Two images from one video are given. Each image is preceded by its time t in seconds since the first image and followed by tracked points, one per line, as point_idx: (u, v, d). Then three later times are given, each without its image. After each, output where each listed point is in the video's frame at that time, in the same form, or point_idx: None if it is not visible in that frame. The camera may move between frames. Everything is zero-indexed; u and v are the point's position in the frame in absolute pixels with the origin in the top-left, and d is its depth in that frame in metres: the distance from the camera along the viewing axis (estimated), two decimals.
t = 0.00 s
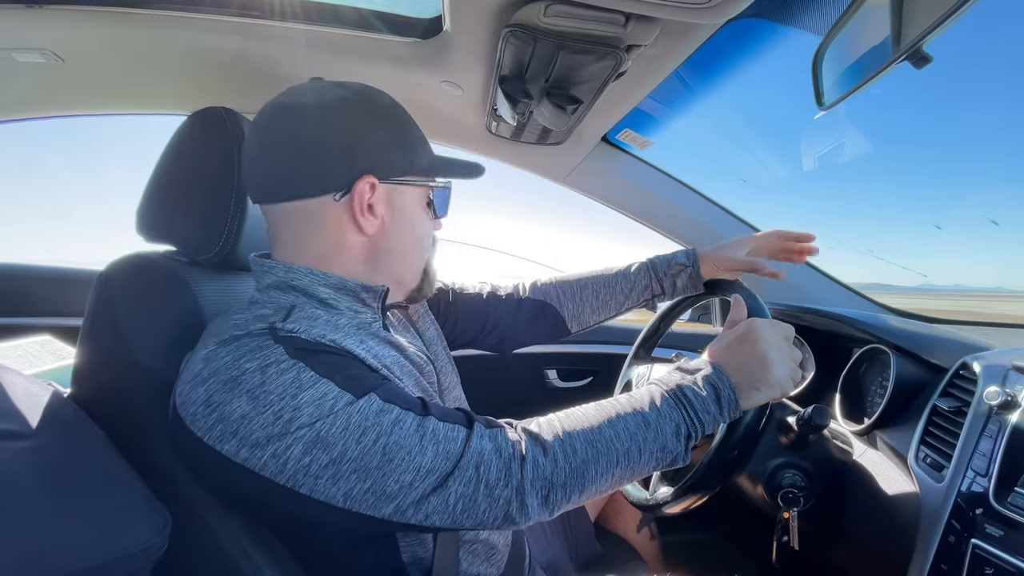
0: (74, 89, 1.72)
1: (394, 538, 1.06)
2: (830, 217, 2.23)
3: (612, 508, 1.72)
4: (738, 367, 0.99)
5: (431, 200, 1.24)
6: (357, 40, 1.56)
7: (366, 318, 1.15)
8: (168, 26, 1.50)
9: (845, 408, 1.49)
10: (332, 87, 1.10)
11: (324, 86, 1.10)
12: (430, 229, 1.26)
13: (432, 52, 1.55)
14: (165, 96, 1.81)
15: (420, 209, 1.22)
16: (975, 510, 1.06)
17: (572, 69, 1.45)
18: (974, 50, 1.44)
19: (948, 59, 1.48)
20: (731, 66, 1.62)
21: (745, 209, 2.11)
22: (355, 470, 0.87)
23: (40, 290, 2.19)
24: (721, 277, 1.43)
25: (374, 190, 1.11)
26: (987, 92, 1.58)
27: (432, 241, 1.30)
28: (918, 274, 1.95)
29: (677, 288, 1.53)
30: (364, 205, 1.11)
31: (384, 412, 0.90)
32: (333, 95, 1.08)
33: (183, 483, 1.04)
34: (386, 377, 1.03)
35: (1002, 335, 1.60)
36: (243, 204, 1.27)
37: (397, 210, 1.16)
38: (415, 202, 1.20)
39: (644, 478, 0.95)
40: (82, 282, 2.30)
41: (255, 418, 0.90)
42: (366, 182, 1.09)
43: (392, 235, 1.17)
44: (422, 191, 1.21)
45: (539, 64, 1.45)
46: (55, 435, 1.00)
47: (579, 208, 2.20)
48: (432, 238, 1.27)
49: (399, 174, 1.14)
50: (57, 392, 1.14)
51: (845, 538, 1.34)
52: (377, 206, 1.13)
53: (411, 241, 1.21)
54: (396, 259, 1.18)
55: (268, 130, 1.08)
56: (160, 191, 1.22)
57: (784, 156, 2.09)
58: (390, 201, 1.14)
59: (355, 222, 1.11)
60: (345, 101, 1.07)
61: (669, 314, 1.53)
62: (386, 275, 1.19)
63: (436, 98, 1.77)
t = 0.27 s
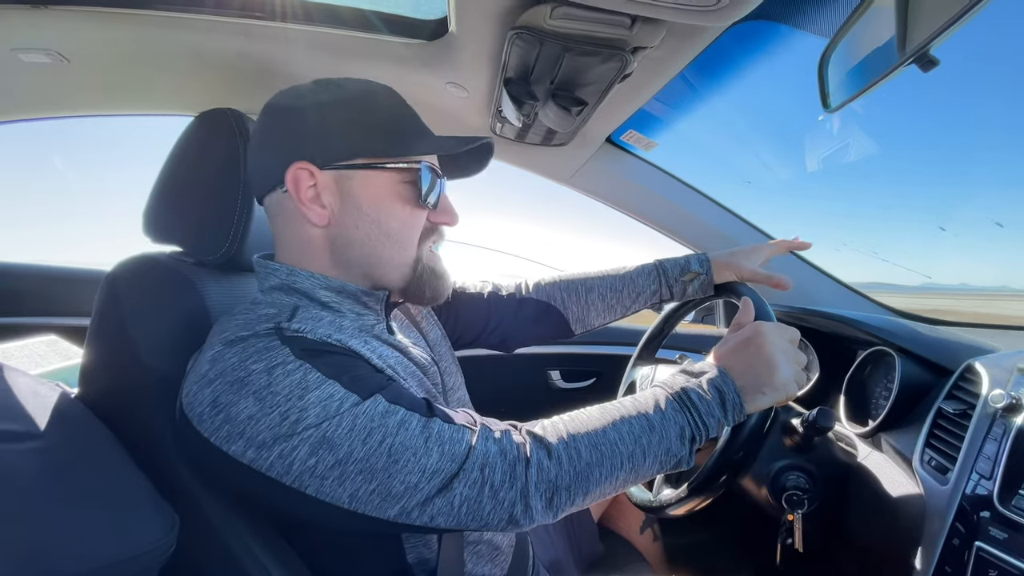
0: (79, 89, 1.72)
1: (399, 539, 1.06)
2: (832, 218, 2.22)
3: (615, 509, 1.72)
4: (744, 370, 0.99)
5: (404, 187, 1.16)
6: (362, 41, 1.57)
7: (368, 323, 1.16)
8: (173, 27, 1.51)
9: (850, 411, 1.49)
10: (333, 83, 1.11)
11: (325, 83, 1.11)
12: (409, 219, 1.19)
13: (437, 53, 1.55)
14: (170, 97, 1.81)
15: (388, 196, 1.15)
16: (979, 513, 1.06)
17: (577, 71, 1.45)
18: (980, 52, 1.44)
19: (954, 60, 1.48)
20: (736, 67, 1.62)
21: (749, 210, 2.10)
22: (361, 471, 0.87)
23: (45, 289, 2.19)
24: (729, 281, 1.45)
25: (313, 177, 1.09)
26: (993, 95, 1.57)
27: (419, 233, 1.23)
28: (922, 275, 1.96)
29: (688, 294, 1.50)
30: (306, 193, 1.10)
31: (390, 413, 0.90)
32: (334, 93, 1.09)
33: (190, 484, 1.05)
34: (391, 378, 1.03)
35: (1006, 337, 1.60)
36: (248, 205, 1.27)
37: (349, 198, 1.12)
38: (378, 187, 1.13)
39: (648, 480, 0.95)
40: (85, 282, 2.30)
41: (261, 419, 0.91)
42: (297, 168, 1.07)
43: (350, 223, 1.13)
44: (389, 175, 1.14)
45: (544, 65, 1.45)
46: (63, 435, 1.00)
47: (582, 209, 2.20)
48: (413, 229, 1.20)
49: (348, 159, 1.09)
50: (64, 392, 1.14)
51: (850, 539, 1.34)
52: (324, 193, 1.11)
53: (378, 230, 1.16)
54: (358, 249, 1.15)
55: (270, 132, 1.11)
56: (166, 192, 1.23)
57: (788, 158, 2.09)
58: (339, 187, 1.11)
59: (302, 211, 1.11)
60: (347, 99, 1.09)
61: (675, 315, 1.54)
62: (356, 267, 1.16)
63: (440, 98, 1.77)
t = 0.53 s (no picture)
0: (79, 91, 1.73)
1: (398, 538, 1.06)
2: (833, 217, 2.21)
3: (616, 509, 1.72)
4: (745, 367, 0.99)
5: (397, 189, 1.16)
6: (361, 40, 1.57)
7: (367, 322, 1.15)
8: (173, 27, 1.51)
9: (851, 409, 1.48)
10: (332, 83, 1.11)
11: (325, 82, 1.11)
12: (402, 220, 1.18)
13: (435, 52, 1.55)
14: (170, 98, 1.81)
15: (380, 199, 1.14)
16: (982, 510, 1.06)
17: (576, 69, 1.45)
18: (982, 48, 1.43)
19: (955, 56, 1.47)
20: (736, 64, 1.62)
21: (749, 208, 2.10)
22: (360, 470, 0.87)
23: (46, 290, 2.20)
24: (728, 278, 1.45)
25: (303, 181, 1.09)
26: (994, 91, 1.57)
27: (414, 234, 1.22)
28: (924, 273, 1.96)
29: (687, 292, 1.50)
30: (297, 197, 1.10)
31: (389, 412, 0.90)
32: (334, 93, 1.09)
33: (188, 482, 1.05)
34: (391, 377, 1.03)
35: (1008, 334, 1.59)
36: (247, 203, 1.28)
37: (340, 202, 1.12)
38: (369, 190, 1.13)
39: (648, 478, 0.94)
40: (85, 283, 2.30)
41: (260, 418, 0.91)
42: (286, 173, 1.08)
43: (343, 227, 1.13)
44: (381, 178, 1.14)
45: (543, 63, 1.45)
46: (62, 434, 1.00)
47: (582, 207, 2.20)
48: (407, 231, 1.20)
49: (339, 162, 1.09)
50: (64, 391, 1.14)
51: (852, 537, 1.33)
52: (315, 197, 1.11)
53: (371, 233, 1.15)
54: (352, 253, 1.14)
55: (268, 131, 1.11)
56: (165, 191, 1.23)
57: (788, 156, 2.08)
58: (330, 191, 1.11)
59: (294, 215, 1.12)
60: (346, 99, 1.09)
61: (675, 312, 1.53)
62: (350, 271, 1.16)
63: (440, 97, 1.77)
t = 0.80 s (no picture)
0: (83, 92, 1.73)
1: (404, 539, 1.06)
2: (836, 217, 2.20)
3: (620, 510, 1.72)
4: (749, 368, 0.99)
5: (409, 190, 1.16)
6: (364, 41, 1.57)
7: (371, 322, 1.15)
8: (177, 28, 1.51)
9: (855, 409, 1.48)
10: (336, 84, 1.10)
11: (328, 83, 1.10)
12: (414, 221, 1.18)
13: (438, 52, 1.55)
14: (173, 99, 1.82)
15: (394, 200, 1.14)
16: (987, 511, 1.06)
17: (579, 69, 1.45)
18: (986, 47, 1.43)
19: (959, 55, 1.47)
20: (739, 64, 1.62)
21: (752, 207, 2.10)
22: (365, 471, 0.87)
23: (51, 292, 2.21)
24: (731, 278, 1.46)
25: (318, 182, 1.09)
26: (998, 90, 1.56)
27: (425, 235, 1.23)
28: (928, 274, 1.93)
29: (689, 292, 1.50)
30: (312, 198, 1.10)
31: (394, 413, 0.90)
32: (338, 94, 1.08)
33: (193, 483, 1.05)
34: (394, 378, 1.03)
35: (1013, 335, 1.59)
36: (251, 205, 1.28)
37: (355, 203, 1.11)
38: (383, 190, 1.13)
39: (653, 479, 0.94)
40: (89, 283, 2.31)
41: (265, 419, 0.91)
42: (301, 173, 1.07)
43: (357, 227, 1.13)
44: (395, 179, 1.14)
45: (546, 63, 1.45)
46: (68, 435, 1.00)
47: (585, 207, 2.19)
48: (419, 232, 1.20)
49: (353, 163, 1.09)
50: (69, 392, 1.14)
51: (856, 539, 1.33)
52: (330, 198, 1.11)
53: (386, 234, 1.15)
54: (367, 253, 1.14)
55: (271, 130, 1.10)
56: (169, 192, 1.23)
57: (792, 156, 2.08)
58: (344, 192, 1.11)
59: (307, 216, 1.11)
60: (349, 100, 1.08)
61: (679, 312, 1.54)
62: (363, 270, 1.16)
63: (442, 98, 1.77)
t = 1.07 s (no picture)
0: (84, 94, 1.74)
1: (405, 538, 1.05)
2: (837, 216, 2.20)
3: (621, 510, 1.72)
4: (751, 366, 0.98)
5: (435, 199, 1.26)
6: (364, 41, 1.57)
7: (377, 320, 1.16)
8: (177, 29, 1.51)
9: (857, 409, 1.47)
10: (336, 86, 1.10)
11: (329, 87, 1.10)
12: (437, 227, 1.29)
13: (438, 52, 1.55)
14: (174, 100, 1.82)
15: (429, 209, 1.24)
16: (990, 510, 1.06)
17: (579, 68, 1.44)
18: (988, 44, 1.42)
19: (961, 53, 1.46)
20: (740, 63, 1.61)
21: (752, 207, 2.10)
22: (368, 469, 0.87)
23: (53, 293, 2.21)
24: (730, 278, 1.45)
25: (389, 202, 1.12)
26: (1000, 88, 1.56)
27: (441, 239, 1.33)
28: (930, 271, 1.94)
29: (688, 292, 1.51)
30: (381, 217, 1.12)
31: (396, 412, 0.90)
32: (340, 97, 1.07)
33: (196, 483, 1.05)
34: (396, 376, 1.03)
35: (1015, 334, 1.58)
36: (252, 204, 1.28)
37: (409, 218, 1.18)
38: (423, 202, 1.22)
39: (655, 478, 0.94)
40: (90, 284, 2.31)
41: (268, 419, 0.91)
42: (383, 196, 1.09)
43: (410, 240, 1.19)
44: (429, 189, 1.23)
45: (546, 63, 1.44)
46: (70, 435, 1.00)
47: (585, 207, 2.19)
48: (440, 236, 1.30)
49: (353, 163, 1.07)
50: (72, 392, 1.15)
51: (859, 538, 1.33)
52: (391, 216, 1.14)
53: (426, 242, 1.24)
54: (415, 262, 1.21)
55: (269, 134, 1.08)
56: (170, 193, 1.23)
57: (793, 155, 2.08)
58: (401, 208, 1.16)
59: (372, 235, 1.13)
60: (351, 103, 1.07)
61: (680, 312, 1.54)
62: (405, 277, 1.22)
63: (443, 98, 1.77)
